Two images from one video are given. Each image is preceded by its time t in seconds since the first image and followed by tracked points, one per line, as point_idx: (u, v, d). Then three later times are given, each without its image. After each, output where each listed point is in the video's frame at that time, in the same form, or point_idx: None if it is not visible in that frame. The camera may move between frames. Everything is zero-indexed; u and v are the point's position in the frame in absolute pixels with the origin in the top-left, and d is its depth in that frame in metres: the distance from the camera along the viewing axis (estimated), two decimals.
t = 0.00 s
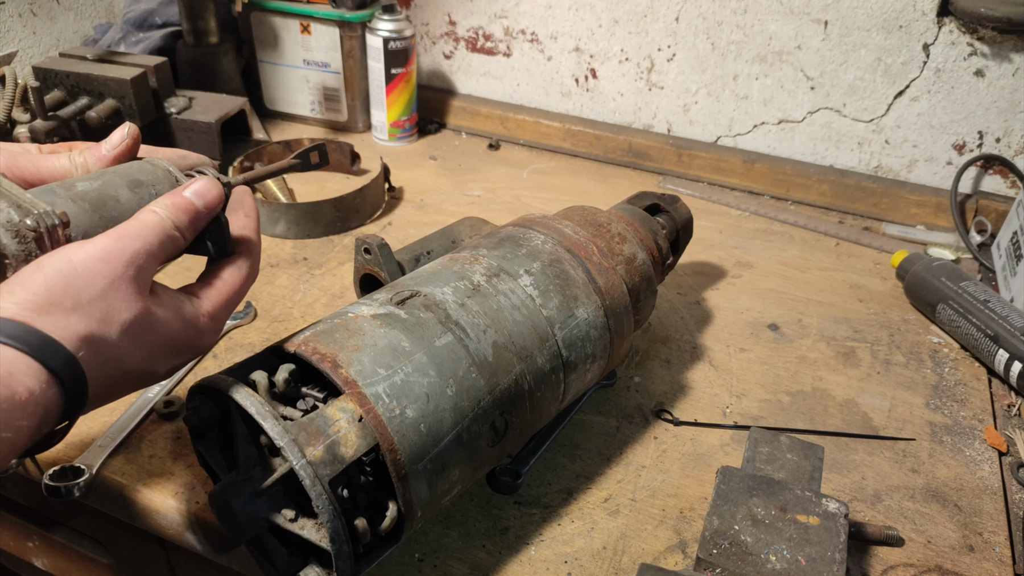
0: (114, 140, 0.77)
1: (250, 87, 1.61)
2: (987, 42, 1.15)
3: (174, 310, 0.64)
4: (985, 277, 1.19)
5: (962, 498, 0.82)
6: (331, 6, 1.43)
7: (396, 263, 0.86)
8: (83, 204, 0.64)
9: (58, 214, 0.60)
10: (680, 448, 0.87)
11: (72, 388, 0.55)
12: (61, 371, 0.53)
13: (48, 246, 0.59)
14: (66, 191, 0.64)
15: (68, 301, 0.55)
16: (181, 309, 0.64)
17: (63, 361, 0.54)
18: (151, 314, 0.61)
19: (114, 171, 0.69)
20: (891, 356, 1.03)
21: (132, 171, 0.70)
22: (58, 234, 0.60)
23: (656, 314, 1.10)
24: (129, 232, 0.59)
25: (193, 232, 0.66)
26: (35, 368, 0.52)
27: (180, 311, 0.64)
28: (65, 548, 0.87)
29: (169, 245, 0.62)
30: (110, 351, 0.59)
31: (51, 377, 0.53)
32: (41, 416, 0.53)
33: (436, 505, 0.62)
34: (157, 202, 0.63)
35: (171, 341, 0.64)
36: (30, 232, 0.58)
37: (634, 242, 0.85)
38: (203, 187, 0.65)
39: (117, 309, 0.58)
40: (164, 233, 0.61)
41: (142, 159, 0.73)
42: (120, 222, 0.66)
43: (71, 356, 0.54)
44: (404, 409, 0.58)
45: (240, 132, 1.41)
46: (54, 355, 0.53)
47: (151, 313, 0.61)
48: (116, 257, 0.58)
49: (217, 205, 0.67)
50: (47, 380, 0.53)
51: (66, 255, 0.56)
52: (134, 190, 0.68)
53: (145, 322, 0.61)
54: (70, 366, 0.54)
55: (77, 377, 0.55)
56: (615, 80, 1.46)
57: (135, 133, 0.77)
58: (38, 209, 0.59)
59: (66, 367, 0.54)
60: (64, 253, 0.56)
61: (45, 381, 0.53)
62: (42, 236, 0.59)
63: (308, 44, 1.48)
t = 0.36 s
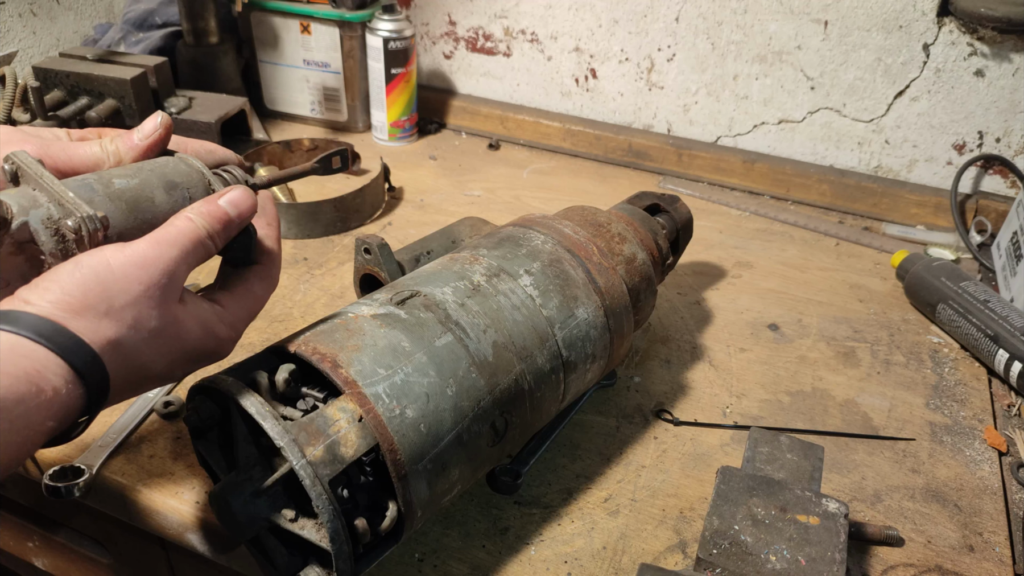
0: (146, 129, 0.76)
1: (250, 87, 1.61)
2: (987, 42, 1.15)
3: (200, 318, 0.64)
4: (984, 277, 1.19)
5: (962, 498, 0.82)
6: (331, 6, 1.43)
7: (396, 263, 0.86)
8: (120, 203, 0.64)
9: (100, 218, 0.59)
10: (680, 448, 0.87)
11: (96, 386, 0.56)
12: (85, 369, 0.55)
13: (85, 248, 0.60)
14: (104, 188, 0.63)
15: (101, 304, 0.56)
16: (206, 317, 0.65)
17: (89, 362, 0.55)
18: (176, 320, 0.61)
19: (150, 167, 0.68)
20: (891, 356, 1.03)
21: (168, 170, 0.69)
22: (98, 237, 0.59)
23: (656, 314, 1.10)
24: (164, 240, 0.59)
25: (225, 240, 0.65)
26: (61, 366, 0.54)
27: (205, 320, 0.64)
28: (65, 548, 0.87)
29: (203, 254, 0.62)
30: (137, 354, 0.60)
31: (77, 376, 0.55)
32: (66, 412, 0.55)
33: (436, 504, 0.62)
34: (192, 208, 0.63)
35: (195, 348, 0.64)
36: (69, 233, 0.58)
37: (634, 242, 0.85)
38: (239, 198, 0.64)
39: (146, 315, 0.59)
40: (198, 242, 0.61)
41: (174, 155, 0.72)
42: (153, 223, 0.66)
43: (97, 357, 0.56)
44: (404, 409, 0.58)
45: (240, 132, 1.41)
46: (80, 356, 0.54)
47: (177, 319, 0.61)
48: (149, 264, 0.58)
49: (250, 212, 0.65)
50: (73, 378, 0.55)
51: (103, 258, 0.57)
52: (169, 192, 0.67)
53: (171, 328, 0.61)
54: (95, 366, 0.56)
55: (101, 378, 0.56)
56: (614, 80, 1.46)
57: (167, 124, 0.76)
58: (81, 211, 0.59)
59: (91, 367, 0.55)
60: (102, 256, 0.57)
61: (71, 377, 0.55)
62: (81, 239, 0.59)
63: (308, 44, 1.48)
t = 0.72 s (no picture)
0: (164, 132, 0.76)
1: (250, 88, 1.61)
2: (987, 42, 1.15)
3: (212, 313, 0.64)
4: (984, 277, 1.19)
5: (962, 498, 0.82)
6: (331, 6, 1.43)
7: (396, 263, 0.86)
8: (135, 200, 0.64)
9: (114, 211, 0.61)
10: (680, 448, 0.87)
11: (110, 379, 0.56)
12: (99, 360, 0.54)
13: (100, 240, 0.60)
14: (119, 185, 0.64)
15: (115, 297, 0.56)
16: (218, 313, 0.65)
17: (104, 353, 0.55)
18: (188, 314, 0.61)
19: (165, 167, 0.69)
20: (891, 356, 1.03)
21: (183, 171, 0.70)
22: (111, 231, 0.60)
23: (656, 314, 1.10)
24: (177, 235, 0.60)
25: (235, 239, 0.66)
26: (75, 356, 0.54)
27: (216, 316, 0.64)
28: (65, 548, 0.87)
29: (214, 251, 0.63)
30: (150, 347, 0.59)
31: (91, 367, 0.54)
32: (80, 404, 0.54)
33: (437, 504, 0.62)
34: (204, 206, 0.63)
35: (206, 344, 0.64)
36: (85, 225, 0.59)
37: (634, 242, 0.85)
38: (251, 198, 0.65)
39: (159, 308, 0.59)
40: (209, 239, 0.62)
41: (190, 159, 0.73)
42: (167, 221, 0.67)
43: (111, 349, 0.55)
44: (404, 409, 0.58)
45: (240, 132, 1.41)
46: (95, 347, 0.54)
47: (189, 312, 0.61)
48: (164, 258, 0.58)
49: (261, 212, 0.66)
50: (87, 369, 0.54)
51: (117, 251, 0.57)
52: (183, 192, 0.68)
53: (184, 322, 0.61)
54: (109, 358, 0.55)
55: (114, 369, 0.56)
56: (615, 80, 1.46)
57: (184, 126, 0.76)
58: (96, 204, 0.60)
59: (105, 358, 0.55)
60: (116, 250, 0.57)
61: (85, 367, 0.54)
62: (95, 231, 0.60)
63: (308, 44, 1.48)
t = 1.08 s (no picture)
0: (167, 132, 0.76)
1: (250, 87, 1.61)
2: (987, 42, 1.15)
3: (217, 313, 0.64)
4: (984, 277, 1.19)
5: (962, 498, 0.82)
6: (331, 6, 1.43)
7: (396, 263, 0.86)
8: (139, 201, 0.64)
9: (118, 212, 0.61)
10: (680, 448, 0.87)
11: (115, 379, 0.56)
12: (103, 361, 0.54)
13: (104, 241, 0.61)
14: (124, 186, 0.64)
15: (119, 297, 0.56)
16: (223, 313, 0.65)
17: (108, 354, 0.55)
18: (193, 314, 0.61)
19: (169, 168, 0.69)
20: (891, 356, 1.03)
21: (186, 171, 0.70)
22: (116, 231, 0.61)
23: (656, 314, 1.10)
24: (182, 235, 0.60)
25: (240, 239, 0.65)
26: (78, 356, 0.54)
27: (220, 316, 0.64)
28: (64, 548, 0.87)
29: (219, 252, 0.62)
30: (155, 347, 0.59)
31: (95, 367, 0.54)
32: (83, 404, 0.54)
33: (437, 504, 0.62)
34: (209, 207, 0.63)
35: (211, 344, 0.64)
36: (89, 227, 0.59)
37: (634, 242, 0.85)
38: (255, 198, 0.65)
39: (163, 308, 0.59)
40: (214, 239, 0.62)
41: (193, 159, 0.73)
42: (171, 221, 0.67)
43: (114, 350, 0.55)
44: (404, 409, 0.58)
45: (240, 132, 1.40)
46: (98, 347, 0.54)
47: (193, 313, 0.61)
48: (168, 258, 0.58)
49: (266, 212, 0.66)
50: (91, 369, 0.54)
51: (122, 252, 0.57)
52: (187, 192, 0.68)
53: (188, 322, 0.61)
54: (112, 359, 0.55)
55: (117, 369, 0.56)
56: (615, 80, 1.46)
57: (187, 126, 0.76)
58: (100, 205, 0.60)
59: (108, 358, 0.55)
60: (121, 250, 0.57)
61: (89, 367, 0.54)
62: (100, 233, 0.60)
63: (309, 44, 1.48)
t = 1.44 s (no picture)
0: (162, 123, 0.77)
1: (250, 87, 1.61)
2: (987, 42, 1.15)
3: (212, 307, 0.64)
4: (984, 277, 1.19)
5: (962, 498, 0.82)
6: (331, 6, 1.43)
7: (396, 263, 0.86)
8: (131, 194, 0.65)
9: (108, 204, 0.60)
10: (680, 448, 0.87)
11: (105, 368, 0.56)
12: (93, 351, 0.54)
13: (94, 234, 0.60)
14: (116, 179, 0.64)
15: (110, 285, 0.56)
16: (219, 308, 0.65)
17: (98, 344, 0.55)
18: (185, 305, 0.61)
19: (162, 161, 0.69)
20: (891, 356, 1.03)
21: (180, 165, 0.70)
22: (106, 224, 0.60)
23: (656, 314, 1.10)
24: (174, 226, 0.60)
25: (235, 232, 0.65)
26: (68, 345, 0.53)
27: (215, 308, 0.64)
28: (64, 548, 0.87)
29: (211, 243, 0.62)
30: (147, 338, 0.59)
31: (85, 356, 0.54)
32: (74, 393, 0.55)
33: (437, 504, 0.62)
34: (203, 198, 0.63)
35: (206, 338, 0.64)
36: (79, 219, 0.59)
37: (633, 242, 0.85)
38: (249, 188, 0.65)
39: (155, 298, 0.59)
40: (207, 231, 0.61)
41: (188, 152, 0.73)
42: (164, 214, 0.67)
43: (105, 340, 0.55)
44: (404, 409, 0.58)
45: (240, 132, 1.41)
46: (89, 336, 0.54)
47: (185, 303, 0.61)
48: (160, 247, 0.58)
49: (261, 205, 0.66)
50: (81, 358, 0.54)
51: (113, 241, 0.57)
52: (180, 185, 0.68)
53: (180, 313, 0.61)
54: (103, 349, 0.55)
55: (108, 360, 0.56)
56: (615, 80, 1.46)
57: (183, 117, 0.77)
58: (90, 197, 0.59)
59: (99, 349, 0.55)
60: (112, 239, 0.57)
61: (79, 356, 0.54)
62: (89, 225, 0.59)
63: (308, 44, 1.48)
